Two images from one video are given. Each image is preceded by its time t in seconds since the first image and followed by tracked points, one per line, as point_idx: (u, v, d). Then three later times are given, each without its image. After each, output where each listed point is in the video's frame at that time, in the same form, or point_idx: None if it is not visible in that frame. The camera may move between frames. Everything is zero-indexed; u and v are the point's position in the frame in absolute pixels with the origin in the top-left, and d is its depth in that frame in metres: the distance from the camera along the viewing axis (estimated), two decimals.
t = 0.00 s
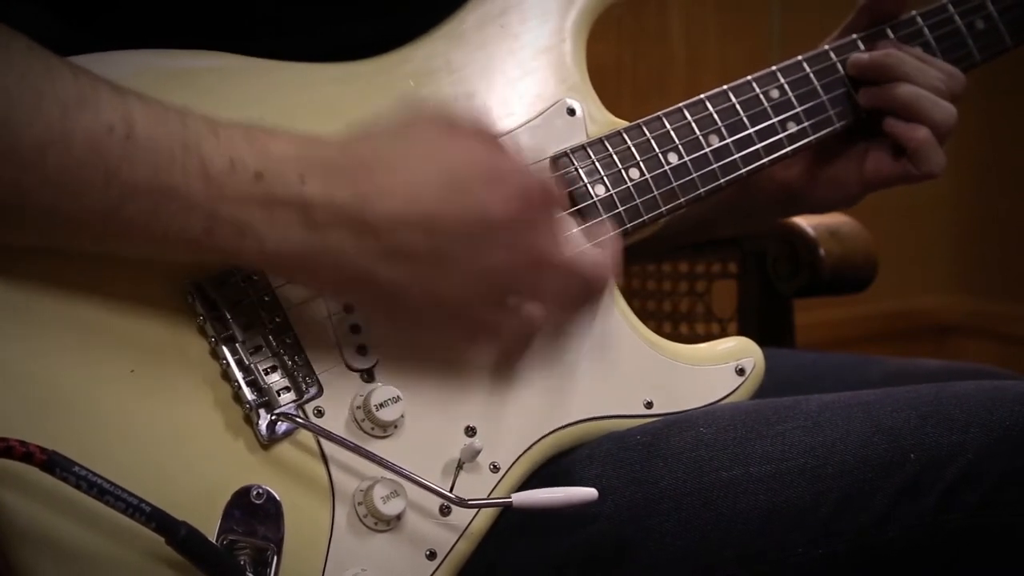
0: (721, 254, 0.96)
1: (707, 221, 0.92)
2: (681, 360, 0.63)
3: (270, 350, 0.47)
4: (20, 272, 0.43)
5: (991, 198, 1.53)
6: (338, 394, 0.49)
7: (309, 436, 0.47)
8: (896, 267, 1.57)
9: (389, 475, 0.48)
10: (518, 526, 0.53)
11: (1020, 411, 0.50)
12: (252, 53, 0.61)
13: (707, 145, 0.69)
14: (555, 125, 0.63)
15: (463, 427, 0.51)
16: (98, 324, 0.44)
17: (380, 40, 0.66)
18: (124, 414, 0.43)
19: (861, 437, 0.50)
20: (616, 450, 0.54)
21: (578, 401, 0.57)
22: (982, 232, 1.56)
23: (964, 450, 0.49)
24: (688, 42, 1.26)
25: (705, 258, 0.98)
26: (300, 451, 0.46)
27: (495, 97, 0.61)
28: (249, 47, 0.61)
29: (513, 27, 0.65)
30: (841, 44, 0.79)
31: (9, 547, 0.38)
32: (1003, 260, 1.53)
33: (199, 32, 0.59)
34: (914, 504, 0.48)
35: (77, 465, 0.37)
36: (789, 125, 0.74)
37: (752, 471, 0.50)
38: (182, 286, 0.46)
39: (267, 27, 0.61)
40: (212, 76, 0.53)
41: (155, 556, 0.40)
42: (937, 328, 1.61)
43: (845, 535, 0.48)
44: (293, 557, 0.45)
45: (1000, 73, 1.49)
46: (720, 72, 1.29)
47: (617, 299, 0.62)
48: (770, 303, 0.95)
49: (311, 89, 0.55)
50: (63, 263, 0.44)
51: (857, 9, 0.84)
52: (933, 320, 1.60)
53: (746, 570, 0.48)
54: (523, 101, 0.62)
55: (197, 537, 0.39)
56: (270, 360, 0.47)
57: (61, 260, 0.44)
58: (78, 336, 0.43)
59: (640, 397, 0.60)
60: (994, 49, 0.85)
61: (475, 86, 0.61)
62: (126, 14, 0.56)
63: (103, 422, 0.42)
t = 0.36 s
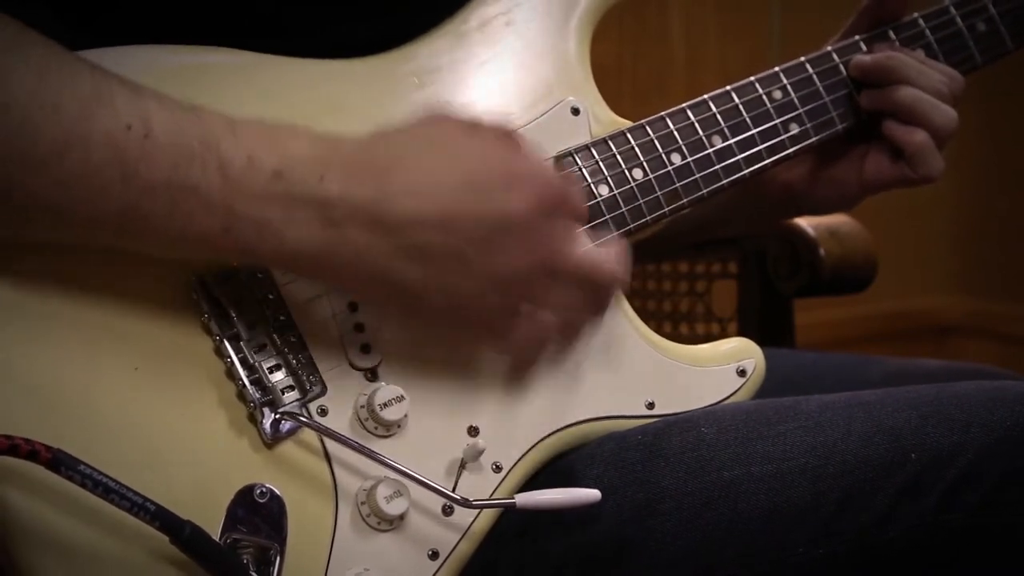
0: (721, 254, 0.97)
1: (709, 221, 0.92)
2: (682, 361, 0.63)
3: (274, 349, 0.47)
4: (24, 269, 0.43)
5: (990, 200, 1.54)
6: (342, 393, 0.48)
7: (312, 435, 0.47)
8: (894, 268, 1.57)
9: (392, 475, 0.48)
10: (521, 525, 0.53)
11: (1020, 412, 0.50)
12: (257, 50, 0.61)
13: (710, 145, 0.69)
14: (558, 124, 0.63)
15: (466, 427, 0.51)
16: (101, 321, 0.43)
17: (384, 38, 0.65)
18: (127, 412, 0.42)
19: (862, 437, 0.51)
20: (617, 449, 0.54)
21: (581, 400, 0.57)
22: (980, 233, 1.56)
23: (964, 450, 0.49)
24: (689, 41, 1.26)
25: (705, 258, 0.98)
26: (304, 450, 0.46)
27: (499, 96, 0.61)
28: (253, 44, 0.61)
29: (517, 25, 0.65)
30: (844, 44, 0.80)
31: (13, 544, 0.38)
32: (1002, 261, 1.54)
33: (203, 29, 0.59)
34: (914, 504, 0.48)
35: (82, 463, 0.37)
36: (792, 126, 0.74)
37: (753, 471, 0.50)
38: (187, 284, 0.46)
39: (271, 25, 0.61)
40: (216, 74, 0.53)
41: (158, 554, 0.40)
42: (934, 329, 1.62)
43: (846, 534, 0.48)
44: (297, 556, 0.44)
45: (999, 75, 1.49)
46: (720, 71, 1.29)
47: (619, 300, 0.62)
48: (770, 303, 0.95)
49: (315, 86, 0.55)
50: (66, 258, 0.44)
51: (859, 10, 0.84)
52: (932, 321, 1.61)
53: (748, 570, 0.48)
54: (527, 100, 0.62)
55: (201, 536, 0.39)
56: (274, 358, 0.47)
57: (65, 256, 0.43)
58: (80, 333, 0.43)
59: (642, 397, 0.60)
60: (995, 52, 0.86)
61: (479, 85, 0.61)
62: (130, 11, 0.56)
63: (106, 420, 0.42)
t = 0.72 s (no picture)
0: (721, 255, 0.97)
1: (709, 222, 0.92)
2: (681, 360, 0.63)
3: (271, 348, 0.47)
4: (22, 270, 0.43)
5: (992, 199, 1.53)
6: (338, 392, 0.48)
7: (309, 434, 0.47)
8: (895, 268, 1.57)
9: (390, 474, 0.48)
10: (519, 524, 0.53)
11: (1020, 411, 0.50)
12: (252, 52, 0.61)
13: (707, 145, 0.69)
14: (555, 125, 0.63)
15: (465, 427, 0.51)
16: (98, 322, 0.44)
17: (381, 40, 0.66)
18: (124, 412, 0.43)
19: (861, 437, 0.50)
20: (615, 449, 0.54)
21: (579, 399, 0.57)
22: (981, 232, 1.56)
23: (964, 450, 0.49)
24: (688, 41, 1.26)
25: (704, 258, 0.98)
26: (301, 449, 0.46)
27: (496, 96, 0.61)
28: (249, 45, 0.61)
29: (514, 26, 0.65)
30: (842, 43, 0.80)
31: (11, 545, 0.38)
32: (1004, 260, 1.53)
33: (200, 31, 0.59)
34: (914, 503, 0.48)
35: (78, 463, 0.37)
36: (789, 125, 0.74)
37: (752, 470, 0.50)
38: (183, 285, 0.46)
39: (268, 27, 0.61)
40: (213, 76, 0.53)
41: (156, 554, 0.40)
42: (937, 329, 1.61)
43: (844, 534, 0.48)
44: (294, 554, 0.45)
45: (998, 74, 1.49)
46: (720, 71, 1.29)
47: (617, 299, 0.62)
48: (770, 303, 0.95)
49: (312, 87, 0.55)
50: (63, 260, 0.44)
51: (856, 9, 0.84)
52: (934, 321, 1.61)
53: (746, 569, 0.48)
54: (524, 100, 0.62)
55: (198, 536, 0.39)
56: (271, 358, 0.47)
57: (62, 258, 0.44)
58: (77, 333, 0.43)
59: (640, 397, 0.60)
60: (993, 49, 0.85)
61: (475, 86, 0.61)
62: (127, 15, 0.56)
63: (104, 420, 0.42)
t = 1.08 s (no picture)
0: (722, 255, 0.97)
1: (710, 223, 0.92)
2: (682, 360, 0.63)
3: (271, 348, 0.47)
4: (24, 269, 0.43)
5: (993, 200, 1.53)
6: (340, 392, 0.49)
7: (309, 434, 0.47)
8: (895, 268, 1.57)
9: (390, 473, 0.48)
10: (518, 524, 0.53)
11: (1020, 411, 0.50)
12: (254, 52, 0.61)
13: (709, 146, 0.69)
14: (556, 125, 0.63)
15: (465, 427, 0.51)
16: (99, 321, 0.44)
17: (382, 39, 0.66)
18: (124, 411, 0.43)
19: (862, 437, 0.50)
20: (616, 450, 0.54)
21: (580, 399, 0.57)
22: (982, 233, 1.56)
23: (964, 450, 0.49)
24: (690, 42, 1.26)
25: (704, 258, 0.98)
26: (302, 450, 0.46)
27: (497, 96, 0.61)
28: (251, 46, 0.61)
29: (516, 26, 0.65)
30: (844, 44, 0.80)
31: (10, 542, 0.39)
32: (1005, 261, 1.53)
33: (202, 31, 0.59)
34: (914, 503, 0.48)
35: (78, 461, 0.38)
36: (790, 125, 0.74)
37: (752, 470, 0.50)
38: (184, 285, 0.46)
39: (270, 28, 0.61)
40: (215, 76, 0.53)
41: (154, 553, 0.40)
42: (936, 330, 1.61)
43: (844, 534, 0.48)
44: (294, 553, 0.45)
45: (1000, 76, 1.49)
46: (721, 72, 1.29)
47: (618, 299, 0.62)
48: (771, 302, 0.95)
49: (314, 87, 0.55)
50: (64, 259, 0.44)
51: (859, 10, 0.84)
52: (934, 321, 1.61)
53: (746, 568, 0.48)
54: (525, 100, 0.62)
55: (197, 534, 0.39)
56: (271, 358, 0.47)
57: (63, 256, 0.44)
58: (78, 332, 0.43)
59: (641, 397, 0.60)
60: (996, 51, 0.85)
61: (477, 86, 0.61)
62: (129, 14, 0.56)
63: (104, 419, 0.42)
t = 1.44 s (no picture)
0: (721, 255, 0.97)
1: (710, 221, 0.92)
2: (681, 360, 0.63)
3: (271, 350, 0.47)
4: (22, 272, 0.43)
5: (993, 196, 1.53)
6: (340, 393, 0.49)
7: (309, 437, 0.47)
8: (895, 267, 1.57)
9: (390, 476, 0.48)
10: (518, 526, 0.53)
11: (1020, 411, 0.49)
12: (253, 52, 0.60)
13: (709, 144, 0.69)
14: (556, 125, 0.63)
15: (464, 428, 0.51)
16: (98, 325, 0.44)
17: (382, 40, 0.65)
18: (124, 415, 0.42)
19: (862, 438, 0.50)
20: (616, 450, 0.54)
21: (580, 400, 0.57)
22: (983, 230, 1.56)
23: (964, 450, 0.49)
24: (689, 41, 1.26)
25: (704, 258, 0.98)
26: (302, 452, 0.46)
27: (497, 96, 0.61)
28: (249, 47, 0.60)
29: (515, 25, 0.65)
30: (845, 41, 0.79)
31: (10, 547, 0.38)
32: (1005, 258, 1.53)
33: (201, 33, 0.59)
34: (914, 504, 0.48)
35: (77, 467, 0.37)
36: (791, 122, 0.74)
37: (753, 471, 0.50)
38: (183, 287, 0.46)
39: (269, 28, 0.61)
40: (214, 77, 0.53)
41: (154, 558, 0.40)
42: (936, 329, 1.61)
43: (844, 535, 0.48)
44: (294, 555, 0.45)
45: (1000, 71, 1.49)
46: (721, 71, 1.29)
47: (618, 299, 0.62)
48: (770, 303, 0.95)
49: (313, 88, 0.55)
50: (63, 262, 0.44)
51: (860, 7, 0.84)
52: (934, 320, 1.61)
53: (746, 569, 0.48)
54: (525, 100, 0.62)
55: (198, 539, 0.39)
56: (271, 360, 0.47)
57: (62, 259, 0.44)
58: (77, 336, 0.43)
59: (641, 398, 0.60)
60: (997, 46, 0.85)
61: (477, 86, 0.61)
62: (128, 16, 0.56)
63: (104, 423, 0.42)
